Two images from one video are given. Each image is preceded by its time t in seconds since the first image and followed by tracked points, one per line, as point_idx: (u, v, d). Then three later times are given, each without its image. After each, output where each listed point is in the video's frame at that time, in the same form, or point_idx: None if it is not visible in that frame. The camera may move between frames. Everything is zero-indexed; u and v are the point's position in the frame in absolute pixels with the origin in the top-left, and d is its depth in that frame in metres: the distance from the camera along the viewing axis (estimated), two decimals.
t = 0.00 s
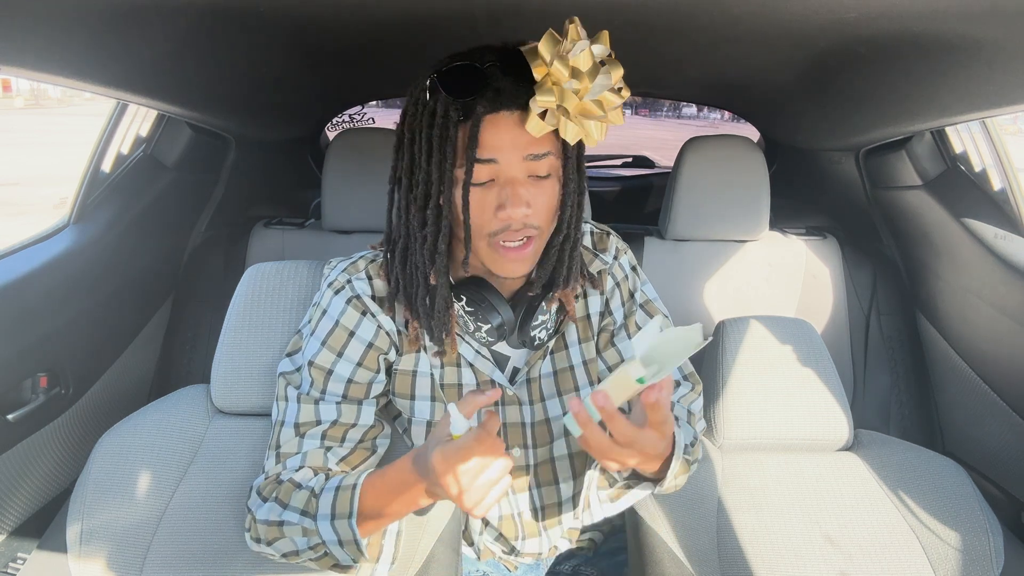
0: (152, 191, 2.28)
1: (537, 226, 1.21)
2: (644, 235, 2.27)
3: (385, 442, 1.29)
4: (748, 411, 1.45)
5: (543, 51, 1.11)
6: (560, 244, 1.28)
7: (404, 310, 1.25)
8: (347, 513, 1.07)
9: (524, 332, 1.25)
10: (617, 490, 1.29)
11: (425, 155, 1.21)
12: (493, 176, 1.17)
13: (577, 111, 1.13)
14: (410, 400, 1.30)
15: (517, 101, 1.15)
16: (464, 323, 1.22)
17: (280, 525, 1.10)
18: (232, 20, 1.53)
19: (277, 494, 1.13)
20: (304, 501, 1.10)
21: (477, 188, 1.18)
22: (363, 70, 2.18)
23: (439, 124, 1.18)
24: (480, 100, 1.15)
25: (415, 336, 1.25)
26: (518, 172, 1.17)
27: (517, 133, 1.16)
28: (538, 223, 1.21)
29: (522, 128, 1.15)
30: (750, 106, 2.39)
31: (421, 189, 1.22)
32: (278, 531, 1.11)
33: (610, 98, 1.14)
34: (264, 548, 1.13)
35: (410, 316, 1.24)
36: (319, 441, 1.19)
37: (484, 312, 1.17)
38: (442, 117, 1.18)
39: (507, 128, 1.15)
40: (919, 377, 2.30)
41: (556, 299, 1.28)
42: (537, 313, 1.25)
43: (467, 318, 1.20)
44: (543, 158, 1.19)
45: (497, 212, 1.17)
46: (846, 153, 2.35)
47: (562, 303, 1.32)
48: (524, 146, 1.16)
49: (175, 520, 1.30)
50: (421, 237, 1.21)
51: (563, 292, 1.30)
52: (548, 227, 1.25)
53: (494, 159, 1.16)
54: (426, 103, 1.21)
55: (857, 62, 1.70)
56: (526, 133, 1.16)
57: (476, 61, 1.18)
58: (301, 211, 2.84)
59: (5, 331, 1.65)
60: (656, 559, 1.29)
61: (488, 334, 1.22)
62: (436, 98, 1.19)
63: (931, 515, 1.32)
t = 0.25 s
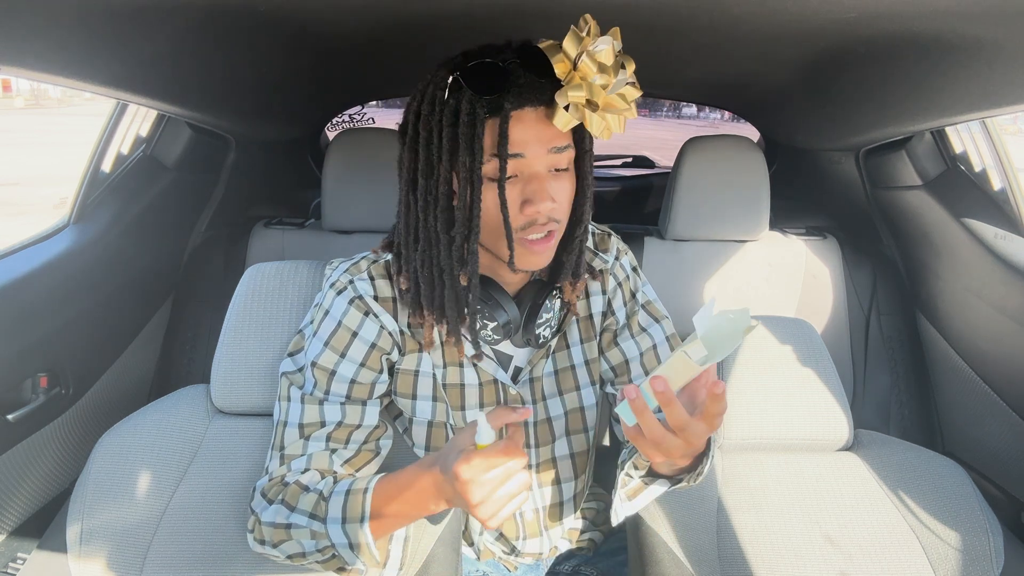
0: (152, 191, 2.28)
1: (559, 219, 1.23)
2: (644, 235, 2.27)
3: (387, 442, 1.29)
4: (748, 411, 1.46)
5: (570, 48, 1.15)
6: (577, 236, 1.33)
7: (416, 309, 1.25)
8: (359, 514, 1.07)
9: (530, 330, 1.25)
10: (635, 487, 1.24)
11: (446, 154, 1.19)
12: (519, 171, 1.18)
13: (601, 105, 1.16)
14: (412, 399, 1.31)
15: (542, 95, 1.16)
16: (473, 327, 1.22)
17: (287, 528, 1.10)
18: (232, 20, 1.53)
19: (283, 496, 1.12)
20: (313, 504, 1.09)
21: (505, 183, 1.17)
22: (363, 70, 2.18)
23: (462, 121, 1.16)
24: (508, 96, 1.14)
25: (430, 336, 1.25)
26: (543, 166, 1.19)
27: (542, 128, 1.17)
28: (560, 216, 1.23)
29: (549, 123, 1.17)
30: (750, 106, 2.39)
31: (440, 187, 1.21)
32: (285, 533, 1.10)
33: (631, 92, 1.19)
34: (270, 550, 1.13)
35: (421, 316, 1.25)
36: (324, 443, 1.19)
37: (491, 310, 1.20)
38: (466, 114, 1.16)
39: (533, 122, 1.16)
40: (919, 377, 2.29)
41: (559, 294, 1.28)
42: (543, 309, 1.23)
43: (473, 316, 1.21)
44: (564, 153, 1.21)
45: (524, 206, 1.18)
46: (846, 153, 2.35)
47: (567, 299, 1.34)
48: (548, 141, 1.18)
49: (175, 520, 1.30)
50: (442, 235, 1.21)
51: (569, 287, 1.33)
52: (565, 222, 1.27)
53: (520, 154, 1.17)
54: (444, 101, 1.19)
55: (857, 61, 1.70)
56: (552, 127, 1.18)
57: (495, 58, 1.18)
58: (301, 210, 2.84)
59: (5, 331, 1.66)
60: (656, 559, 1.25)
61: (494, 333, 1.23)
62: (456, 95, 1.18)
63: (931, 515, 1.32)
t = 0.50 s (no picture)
0: (152, 191, 2.28)
1: (565, 218, 1.24)
2: (644, 235, 2.27)
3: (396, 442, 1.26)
4: (748, 411, 1.46)
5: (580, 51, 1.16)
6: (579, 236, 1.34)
7: (420, 306, 1.25)
8: (384, 497, 1.06)
9: (530, 328, 1.24)
10: (633, 490, 1.25)
11: (454, 151, 1.19)
12: (525, 169, 1.18)
13: (608, 105, 1.16)
14: (414, 398, 1.29)
15: (549, 94, 1.17)
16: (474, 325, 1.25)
17: (310, 519, 1.08)
18: (232, 20, 1.53)
19: (304, 489, 1.10)
20: (335, 492, 1.08)
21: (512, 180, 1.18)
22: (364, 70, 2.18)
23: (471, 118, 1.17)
24: (516, 94, 1.15)
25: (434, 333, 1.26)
26: (550, 164, 1.20)
27: (549, 127, 1.18)
28: (564, 216, 1.23)
29: (556, 122, 1.18)
30: (750, 106, 2.39)
31: (446, 184, 1.21)
32: (307, 525, 1.08)
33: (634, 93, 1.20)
34: (291, 546, 1.10)
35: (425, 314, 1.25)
36: (339, 440, 1.16)
37: (490, 308, 1.23)
38: (475, 111, 1.16)
39: (541, 121, 1.17)
40: (919, 377, 2.29)
41: (558, 293, 1.29)
42: (542, 307, 1.24)
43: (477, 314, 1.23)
44: (569, 151, 1.22)
45: (530, 205, 1.18)
46: (846, 153, 2.35)
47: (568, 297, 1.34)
48: (555, 139, 1.19)
49: (175, 520, 1.30)
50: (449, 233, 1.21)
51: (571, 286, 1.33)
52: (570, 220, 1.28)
53: (527, 152, 1.18)
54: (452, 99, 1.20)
55: (857, 61, 1.70)
56: (559, 126, 1.18)
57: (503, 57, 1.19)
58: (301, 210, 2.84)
59: (5, 331, 1.65)
60: (656, 559, 1.25)
61: (494, 332, 1.26)
62: (465, 93, 1.18)
63: (931, 515, 1.32)
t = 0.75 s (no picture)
0: (152, 191, 2.28)
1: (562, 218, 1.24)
2: (644, 235, 2.27)
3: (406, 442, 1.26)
4: (748, 411, 1.44)
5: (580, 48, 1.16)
6: (577, 237, 1.34)
7: (422, 305, 1.25)
8: (409, 479, 1.05)
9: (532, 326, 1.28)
10: (635, 494, 1.23)
11: (454, 148, 1.20)
12: (524, 167, 1.19)
13: (608, 105, 1.17)
14: (423, 395, 1.30)
15: (549, 94, 1.18)
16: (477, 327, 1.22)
17: (345, 517, 1.09)
18: (233, 20, 1.53)
19: (338, 489, 1.11)
20: (365, 485, 1.09)
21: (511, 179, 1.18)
22: (364, 70, 2.18)
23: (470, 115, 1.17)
24: (516, 92, 1.16)
25: (433, 331, 1.25)
26: (548, 164, 1.20)
27: (549, 126, 1.19)
28: (563, 215, 1.23)
29: (554, 122, 1.18)
30: (750, 106, 2.39)
31: (445, 182, 1.21)
32: (344, 523, 1.09)
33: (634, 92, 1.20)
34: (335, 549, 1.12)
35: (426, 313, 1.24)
36: (369, 441, 1.17)
37: (492, 307, 1.19)
38: (474, 109, 1.16)
39: (540, 120, 1.17)
40: (919, 377, 2.30)
41: (558, 293, 1.30)
42: (544, 307, 1.27)
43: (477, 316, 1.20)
44: (569, 151, 1.22)
45: (530, 203, 1.18)
46: (846, 153, 2.35)
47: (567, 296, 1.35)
48: (554, 139, 1.20)
49: (175, 520, 1.30)
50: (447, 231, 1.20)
51: (570, 286, 1.34)
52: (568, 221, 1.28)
53: (526, 151, 1.18)
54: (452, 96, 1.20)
55: (857, 61, 1.70)
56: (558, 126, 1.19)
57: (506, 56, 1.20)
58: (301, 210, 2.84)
59: (5, 331, 1.65)
60: (656, 559, 1.26)
61: (494, 334, 1.22)
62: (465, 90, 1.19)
63: (931, 515, 1.32)
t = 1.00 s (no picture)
0: (152, 191, 2.28)
1: (558, 218, 1.22)
2: (644, 235, 2.27)
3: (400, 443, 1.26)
4: (749, 411, 1.44)
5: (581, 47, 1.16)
6: (586, 237, 1.35)
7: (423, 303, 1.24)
8: (378, 486, 1.08)
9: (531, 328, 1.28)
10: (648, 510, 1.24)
11: (452, 143, 1.19)
12: (519, 165, 1.18)
13: (606, 106, 1.18)
14: (418, 397, 1.30)
15: (548, 93, 1.17)
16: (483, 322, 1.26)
17: (326, 520, 1.13)
18: (233, 20, 1.53)
19: (321, 493, 1.14)
20: (343, 489, 1.11)
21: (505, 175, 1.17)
22: (364, 70, 2.18)
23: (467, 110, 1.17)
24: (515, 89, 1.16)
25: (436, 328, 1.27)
26: (544, 163, 1.19)
27: (546, 125, 1.18)
28: (558, 217, 1.22)
29: (553, 121, 1.17)
30: (750, 106, 2.40)
31: (443, 177, 1.21)
32: (326, 527, 1.13)
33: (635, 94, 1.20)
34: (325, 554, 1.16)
35: (427, 308, 1.24)
36: (360, 443, 1.17)
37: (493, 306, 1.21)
38: (471, 104, 1.18)
39: (537, 118, 1.17)
40: (919, 377, 2.30)
41: (559, 294, 1.31)
42: (542, 307, 1.27)
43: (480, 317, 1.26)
44: (566, 151, 1.20)
45: (523, 201, 1.17)
46: (846, 153, 2.35)
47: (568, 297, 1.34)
48: (552, 138, 1.18)
49: (175, 520, 1.30)
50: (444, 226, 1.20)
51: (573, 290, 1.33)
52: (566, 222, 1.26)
53: (522, 149, 1.17)
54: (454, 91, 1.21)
55: (857, 61, 1.70)
56: (555, 125, 1.18)
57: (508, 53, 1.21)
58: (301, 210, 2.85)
59: (5, 331, 1.65)
60: (656, 558, 1.26)
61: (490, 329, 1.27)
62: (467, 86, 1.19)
63: (932, 515, 1.32)
